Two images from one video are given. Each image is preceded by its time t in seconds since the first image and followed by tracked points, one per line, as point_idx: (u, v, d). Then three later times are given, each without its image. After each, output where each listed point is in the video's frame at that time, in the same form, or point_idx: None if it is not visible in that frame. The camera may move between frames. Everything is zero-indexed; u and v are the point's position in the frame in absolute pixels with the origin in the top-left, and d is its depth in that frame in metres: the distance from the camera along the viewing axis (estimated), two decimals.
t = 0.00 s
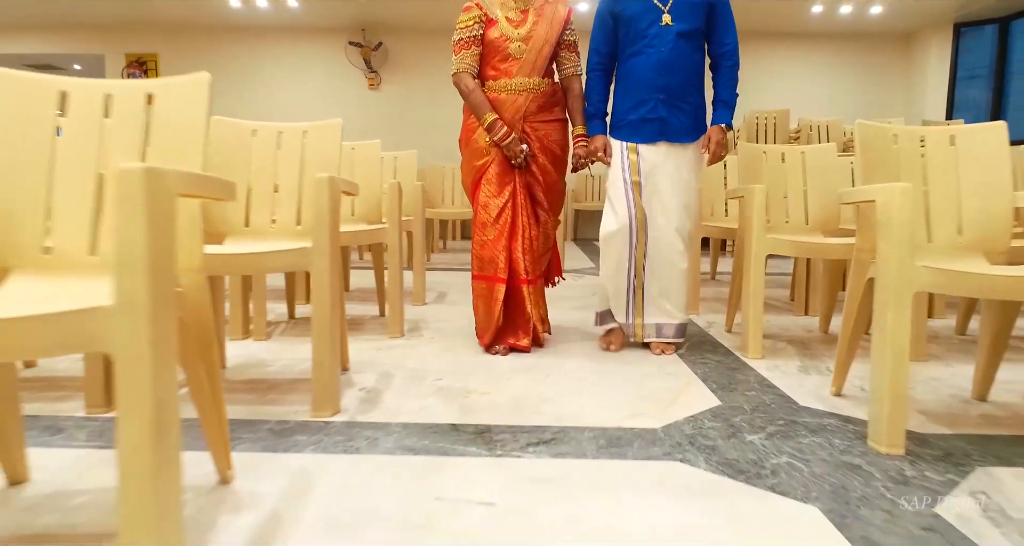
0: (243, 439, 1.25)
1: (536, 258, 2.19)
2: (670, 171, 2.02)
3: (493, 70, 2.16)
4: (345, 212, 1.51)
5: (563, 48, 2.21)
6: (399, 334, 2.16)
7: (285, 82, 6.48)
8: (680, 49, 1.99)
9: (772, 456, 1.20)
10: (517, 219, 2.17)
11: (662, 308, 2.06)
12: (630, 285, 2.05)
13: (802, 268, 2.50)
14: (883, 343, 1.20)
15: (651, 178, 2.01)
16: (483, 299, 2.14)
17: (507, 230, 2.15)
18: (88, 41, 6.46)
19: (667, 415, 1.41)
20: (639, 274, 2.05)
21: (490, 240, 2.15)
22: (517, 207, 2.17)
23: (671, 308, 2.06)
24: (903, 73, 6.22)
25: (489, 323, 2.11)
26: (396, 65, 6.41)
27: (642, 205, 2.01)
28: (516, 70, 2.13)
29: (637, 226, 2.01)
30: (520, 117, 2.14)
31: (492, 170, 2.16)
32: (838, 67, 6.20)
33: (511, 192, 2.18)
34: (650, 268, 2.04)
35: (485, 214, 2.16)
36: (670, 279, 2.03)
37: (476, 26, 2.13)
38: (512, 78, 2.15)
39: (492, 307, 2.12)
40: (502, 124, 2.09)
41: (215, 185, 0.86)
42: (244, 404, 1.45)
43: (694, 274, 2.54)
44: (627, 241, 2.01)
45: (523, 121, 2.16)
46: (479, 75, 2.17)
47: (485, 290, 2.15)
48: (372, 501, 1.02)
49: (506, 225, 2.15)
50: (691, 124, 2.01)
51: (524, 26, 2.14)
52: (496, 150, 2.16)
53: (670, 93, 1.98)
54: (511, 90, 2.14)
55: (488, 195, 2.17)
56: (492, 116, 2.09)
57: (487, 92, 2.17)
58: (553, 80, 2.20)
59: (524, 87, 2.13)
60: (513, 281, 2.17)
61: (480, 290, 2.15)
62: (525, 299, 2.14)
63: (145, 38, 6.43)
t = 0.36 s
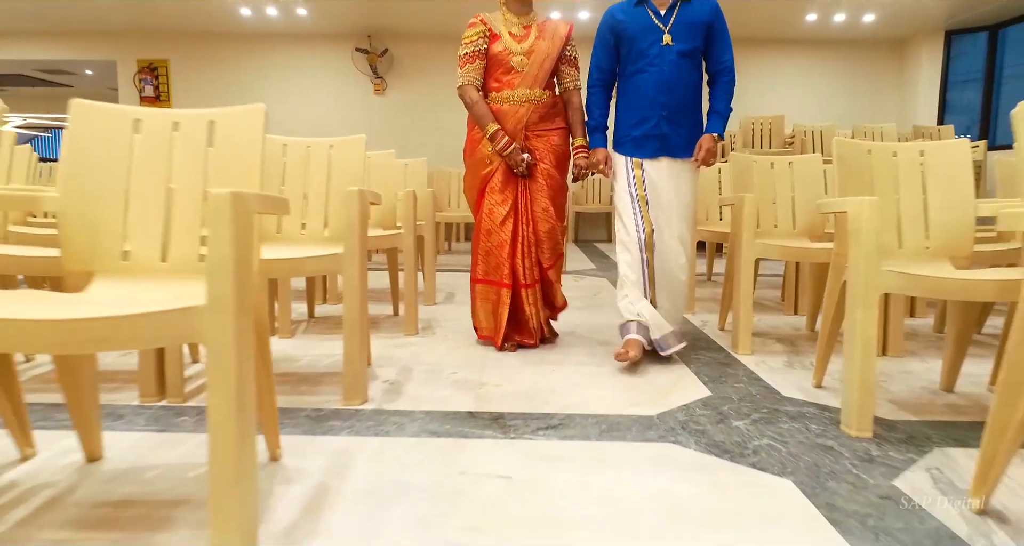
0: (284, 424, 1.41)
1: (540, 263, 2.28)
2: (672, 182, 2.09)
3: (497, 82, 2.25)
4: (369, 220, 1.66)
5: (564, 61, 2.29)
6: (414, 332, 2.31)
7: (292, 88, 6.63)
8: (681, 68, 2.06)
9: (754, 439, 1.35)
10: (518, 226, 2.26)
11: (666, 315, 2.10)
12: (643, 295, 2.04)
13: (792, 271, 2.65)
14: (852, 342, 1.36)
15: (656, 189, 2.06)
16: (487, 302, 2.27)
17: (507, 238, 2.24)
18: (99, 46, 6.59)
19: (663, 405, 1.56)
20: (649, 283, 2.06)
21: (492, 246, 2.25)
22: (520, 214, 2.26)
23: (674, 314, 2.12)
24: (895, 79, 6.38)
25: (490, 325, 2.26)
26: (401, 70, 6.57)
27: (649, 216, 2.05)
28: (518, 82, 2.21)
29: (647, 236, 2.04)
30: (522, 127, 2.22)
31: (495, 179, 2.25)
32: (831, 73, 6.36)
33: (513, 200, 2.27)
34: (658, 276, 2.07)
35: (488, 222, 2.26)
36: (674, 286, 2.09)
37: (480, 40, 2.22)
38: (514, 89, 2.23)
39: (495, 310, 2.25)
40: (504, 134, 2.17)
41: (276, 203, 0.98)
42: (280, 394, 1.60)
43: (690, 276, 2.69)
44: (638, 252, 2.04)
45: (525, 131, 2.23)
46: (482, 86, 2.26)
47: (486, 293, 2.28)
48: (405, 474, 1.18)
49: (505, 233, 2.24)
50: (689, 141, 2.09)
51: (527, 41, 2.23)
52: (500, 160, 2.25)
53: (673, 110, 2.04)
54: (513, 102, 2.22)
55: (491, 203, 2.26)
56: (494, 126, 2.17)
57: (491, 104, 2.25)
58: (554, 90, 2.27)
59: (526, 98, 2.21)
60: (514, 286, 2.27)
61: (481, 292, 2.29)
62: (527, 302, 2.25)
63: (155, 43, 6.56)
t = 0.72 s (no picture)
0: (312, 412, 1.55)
1: (534, 269, 2.27)
2: (670, 194, 2.18)
3: (500, 95, 2.31)
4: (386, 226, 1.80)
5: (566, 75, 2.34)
6: (424, 330, 2.46)
7: (299, 92, 6.77)
8: (676, 81, 2.13)
9: (738, 425, 1.50)
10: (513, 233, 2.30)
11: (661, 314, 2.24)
12: (644, 299, 2.17)
13: (780, 271, 2.79)
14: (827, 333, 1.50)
15: (656, 201, 2.15)
16: (479, 303, 2.34)
17: (501, 243, 2.30)
18: (109, 51, 6.73)
19: (655, 395, 1.71)
20: (647, 287, 2.18)
21: (487, 251, 2.32)
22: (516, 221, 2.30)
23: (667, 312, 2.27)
24: (888, 83, 6.52)
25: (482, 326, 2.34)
26: (405, 75, 6.71)
27: (646, 226, 2.15)
28: (520, 96, 2.26)
29: (644, 245, 2.15)
30: (523, 139, 2.27)
31: (495, 188, 2.32)
32: (826, 78, 6.50)
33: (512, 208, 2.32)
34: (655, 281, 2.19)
35: (486, 228, 2.34)
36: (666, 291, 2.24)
37: (485, 54, 2.28)
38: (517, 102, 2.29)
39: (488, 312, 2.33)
40: (505, 145, 2.23)
41: (315, 213, 1.14)
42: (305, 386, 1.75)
43: (684, 276, 2.83)
44: (637, 261, 2.15)
45: (526, 144, 2.29)
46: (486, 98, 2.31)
47: (481, 295, 2.35)
48: (423, 454, 1.32)
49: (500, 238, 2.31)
50: (685, 150, 2.17)
51: (530, 55, 2.27)
52: (501, 170, 2.30)
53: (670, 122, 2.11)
54: (515, 114, 2.28)
55: (490, 211, 2.34)
56: (496, 137, 2.23)
57: (494, 116, 2.31)
58: (556, 103, 2.32)
59: (527, 111, 2.26)
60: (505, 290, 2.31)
61: (475, 294, 2.36)
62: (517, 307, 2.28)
63: (164, 49, 6.70)
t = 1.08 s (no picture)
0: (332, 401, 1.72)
1: (532, 277, 2.38)
2: (651, 198, 2.27)
3: (502, 110, 2.44)
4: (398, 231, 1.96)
5: (565, 90, 2.48)
6: (431, 328, 2.62)
7: (304, 97, 6.94)
8: (660, 88, 2.25)
9: (718, 411, 1.65)
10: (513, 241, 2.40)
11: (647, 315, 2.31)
12: (624, 298, 2.29)
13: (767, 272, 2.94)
14: (797, 329, 1.66)
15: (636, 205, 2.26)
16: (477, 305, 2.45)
17: (501, 250, 2.41)
18: (119, 57, 6.90)
19: (646, 386, 1.87)
20: (629, 287, 2.30)
21: (487, 257, 2.43)
22: (517, 229, 2.41)
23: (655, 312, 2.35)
24: (880, 86, 6.67)
25: (479, 326, 2.46)
26: (408, 80, 6.87)
27: (627, 229, 2.28)
28: (521, 110, 2.39)
29: (623, 245, 2.29)
30: (524, 152, 2.40)
31: (497, 198, 2.44)
32: (819, 83, 6.65)
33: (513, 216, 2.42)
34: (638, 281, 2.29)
35: (487, 235, 2.45)
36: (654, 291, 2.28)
37: (489, 70, 2.42)
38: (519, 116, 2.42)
39: (485, 314, 2.43)
40: (505, 157, 2.36)
41: (340, 222, 1.30)
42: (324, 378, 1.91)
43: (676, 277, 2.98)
44: (615, 260, 2.29)
45: (527, 155, 2.41)
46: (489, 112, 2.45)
47: (479, 297, 2.46)
48: (434, 436, 1.48)
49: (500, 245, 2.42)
50: (670, 157, 2.29)
51: (533, 71, 2.41)
52: (503, 181, 2.42)
53: (652, 128, 2.25)
54: (516, 128, 2.41)
55: (492, 219, 2.46)
56: (498, 151, 2.37)
57: (497, 129, 2.45)
58: (557, 118, 2.46)
59: (528, 125, 2.39)
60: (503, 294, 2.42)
61: (474, 295, 2.47)
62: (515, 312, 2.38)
63: (172, 55, 6.86)
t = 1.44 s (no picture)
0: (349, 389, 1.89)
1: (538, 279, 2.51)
2: (641, 204, 2.36)
3: (508, 114, 2.51)
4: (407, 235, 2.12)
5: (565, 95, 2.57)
6: (436, 324, 2.79)
7: (309, 101, 7.10)
8: (647, 98, 2.35)
9: (700, 399, 1.82)
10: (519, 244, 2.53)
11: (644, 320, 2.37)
12: (618, 300, 2.41)
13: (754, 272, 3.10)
14: (772, 326, 1.84)
15: (624, 210, 2.38)
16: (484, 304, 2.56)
17: (509, 252, 2.53)
18: (128, 61, 7.06)
19: (636, 377, 2.04)
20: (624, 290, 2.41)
21: (495, 259, 2.54)
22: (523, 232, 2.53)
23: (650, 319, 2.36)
24: (872, 90, 6.83)
25: (485, 324, 2.58)
26: (411, 85, 7.03)
27: (618, 232, 2.41)
28: (528, 115, 2.47)
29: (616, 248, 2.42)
30: (531, 154, 2.48)
31: (504, 200, 2.52)
32: (812, 87, 6.81)
33: (518, 219, 2.54)
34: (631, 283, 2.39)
35: (493, 237, 2.55)
36: (648, 293, 2.33)
37: (494, 75, 2.50)
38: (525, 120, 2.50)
39: (492, 313, 2.55)
40: (514, 160, 2.43)
41: (360, 228, 1.46)
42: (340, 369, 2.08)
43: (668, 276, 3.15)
44: (607, 262, 2.42)
45: (534, 158, 2.50)
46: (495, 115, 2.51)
47: (484, 297, 2.58)
48: (442, 419, 1.65)
49: (506, 248, 2.54)
50: (655, 163, 2.40)
51: (537, 76, 2.50)
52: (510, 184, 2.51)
53: (638, 136, 2.36)
54: (523, 131, 2.48)
55: (498, 222, 2.55)
56: (506, 154, 2.44)
57: (503, 133, 2.52)
58: (559, 121, 2.55)
59: (535, 128, 2.47)
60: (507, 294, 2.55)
61: (480, 294, 2.58)
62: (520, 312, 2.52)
63: (180, 60, 7.02)
